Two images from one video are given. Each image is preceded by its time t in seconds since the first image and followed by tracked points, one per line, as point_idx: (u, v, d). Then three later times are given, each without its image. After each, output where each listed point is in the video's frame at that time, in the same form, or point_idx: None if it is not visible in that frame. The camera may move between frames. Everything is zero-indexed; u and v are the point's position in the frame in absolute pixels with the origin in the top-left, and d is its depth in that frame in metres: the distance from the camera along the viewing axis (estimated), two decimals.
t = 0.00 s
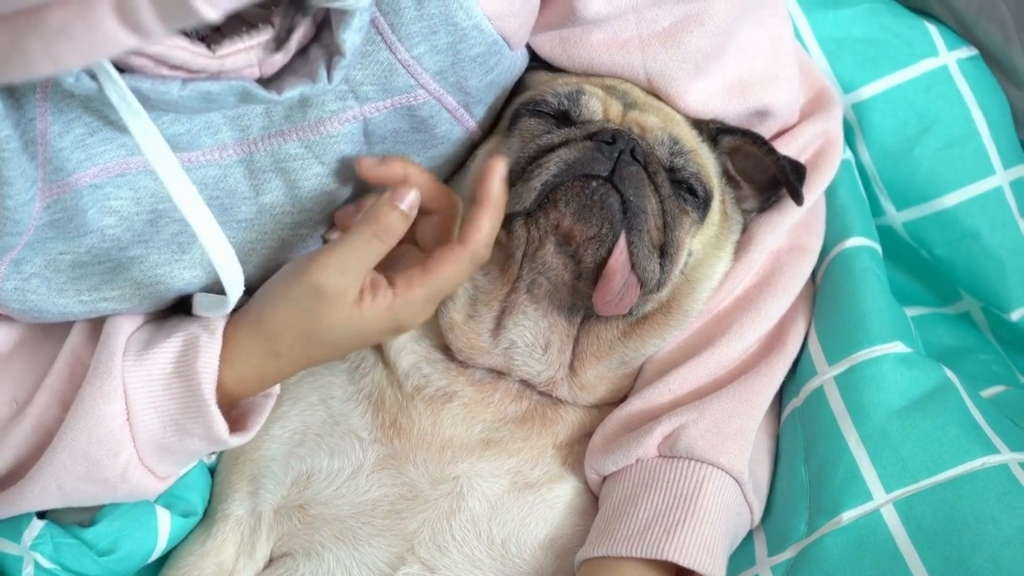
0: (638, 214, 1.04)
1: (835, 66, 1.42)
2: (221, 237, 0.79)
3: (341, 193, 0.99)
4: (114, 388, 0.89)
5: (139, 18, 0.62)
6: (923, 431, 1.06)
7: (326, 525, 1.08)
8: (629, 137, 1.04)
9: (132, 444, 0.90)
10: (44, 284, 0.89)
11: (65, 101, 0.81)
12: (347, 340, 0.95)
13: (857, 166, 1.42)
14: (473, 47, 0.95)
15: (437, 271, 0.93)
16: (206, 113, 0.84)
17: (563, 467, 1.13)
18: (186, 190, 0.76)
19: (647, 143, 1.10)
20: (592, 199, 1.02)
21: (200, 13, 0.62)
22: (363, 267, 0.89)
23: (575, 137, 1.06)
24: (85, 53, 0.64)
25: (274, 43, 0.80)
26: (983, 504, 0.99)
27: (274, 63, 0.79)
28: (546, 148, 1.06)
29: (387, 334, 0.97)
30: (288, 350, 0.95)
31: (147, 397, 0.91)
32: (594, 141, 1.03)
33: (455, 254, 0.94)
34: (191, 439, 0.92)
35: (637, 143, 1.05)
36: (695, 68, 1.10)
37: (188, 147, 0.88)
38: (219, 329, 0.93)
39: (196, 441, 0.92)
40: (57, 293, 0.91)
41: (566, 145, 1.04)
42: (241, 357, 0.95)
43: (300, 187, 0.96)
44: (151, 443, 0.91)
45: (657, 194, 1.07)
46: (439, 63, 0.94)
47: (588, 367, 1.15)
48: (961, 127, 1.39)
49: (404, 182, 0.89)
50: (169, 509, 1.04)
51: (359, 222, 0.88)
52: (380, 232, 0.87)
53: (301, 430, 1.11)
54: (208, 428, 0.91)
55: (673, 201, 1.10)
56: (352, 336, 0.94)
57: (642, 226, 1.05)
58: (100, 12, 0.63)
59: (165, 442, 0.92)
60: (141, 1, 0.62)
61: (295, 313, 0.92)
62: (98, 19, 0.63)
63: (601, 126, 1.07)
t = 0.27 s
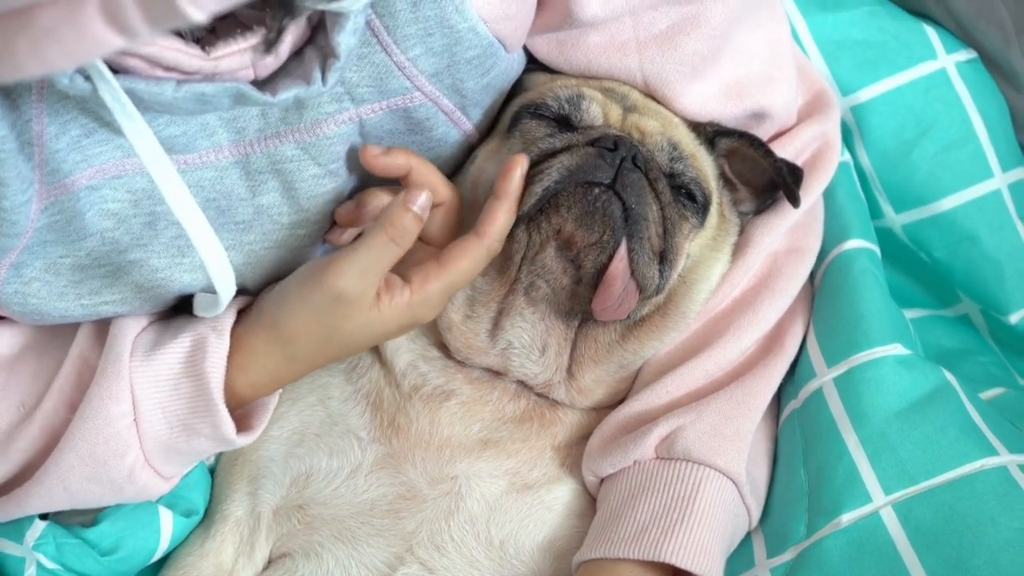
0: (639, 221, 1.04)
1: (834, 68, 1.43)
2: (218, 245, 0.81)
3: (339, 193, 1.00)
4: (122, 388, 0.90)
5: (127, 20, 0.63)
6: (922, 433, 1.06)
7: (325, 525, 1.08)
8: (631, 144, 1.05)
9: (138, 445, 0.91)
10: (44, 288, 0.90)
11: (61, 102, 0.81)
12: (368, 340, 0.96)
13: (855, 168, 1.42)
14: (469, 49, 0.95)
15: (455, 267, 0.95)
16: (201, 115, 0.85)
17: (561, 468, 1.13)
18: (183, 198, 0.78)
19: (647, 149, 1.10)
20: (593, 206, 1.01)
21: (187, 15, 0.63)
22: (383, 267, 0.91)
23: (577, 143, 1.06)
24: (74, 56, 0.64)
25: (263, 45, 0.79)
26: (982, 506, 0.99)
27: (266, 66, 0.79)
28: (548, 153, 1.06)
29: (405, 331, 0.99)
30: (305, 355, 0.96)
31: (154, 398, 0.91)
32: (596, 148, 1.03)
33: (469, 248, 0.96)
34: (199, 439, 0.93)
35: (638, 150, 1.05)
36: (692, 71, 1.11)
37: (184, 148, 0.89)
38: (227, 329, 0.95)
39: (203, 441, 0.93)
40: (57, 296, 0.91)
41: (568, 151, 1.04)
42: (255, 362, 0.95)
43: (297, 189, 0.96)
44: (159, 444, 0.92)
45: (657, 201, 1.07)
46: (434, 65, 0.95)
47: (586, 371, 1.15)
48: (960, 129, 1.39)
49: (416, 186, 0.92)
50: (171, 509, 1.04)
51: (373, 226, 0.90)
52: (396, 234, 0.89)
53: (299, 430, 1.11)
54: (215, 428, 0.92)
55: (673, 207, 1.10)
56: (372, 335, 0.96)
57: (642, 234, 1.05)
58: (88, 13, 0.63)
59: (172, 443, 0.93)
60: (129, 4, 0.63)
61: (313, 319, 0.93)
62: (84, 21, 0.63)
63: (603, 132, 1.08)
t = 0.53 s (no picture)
0: (638, 231, 1.04)
1: (832, 70, 1.43)
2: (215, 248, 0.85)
3: (338, 195, 1.00)
4: (118, 391, 0.90)
5: (127, 23, 0.64)
6: (919, 434, 1.06)
7: (325, 524, 1.08)
8: (629, 154, 1.04)
9: (135, 447, 0.91)
10: (42, 288, 0.90)
11: (61, 104, 0.82)
12: (366, 352, 0.99)
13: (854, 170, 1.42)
14: (468, 51, 0.95)
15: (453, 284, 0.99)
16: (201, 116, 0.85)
17: (561, 468, 1.14)
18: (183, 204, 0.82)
19: (646, 157, 1.11)
20: (594, 218, 1.02)
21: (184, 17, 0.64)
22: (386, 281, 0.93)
23: (576, 154, 1.06)
24: (73, 58, 0.65)
25: (263, 47, 0.80)
26: (979, 506, 0.99)
27: (267, 68, 0.80)
28: (547, 163, 1.07)
29: (401, 346, 1.02)
30: (301, 362, 0.98)
31: (150, 400, 0.92)
32: (595, 158, 1.03)
33: (467, 264, 1.00)
34: (194, 442, 0.93)
35: (637, 158, 1.05)
36: (690, 73, 1.11)
37: (184, 150, 0.89)
38: (224, 333, 0.96)
39: (199, 445, 0.93)
40: (56, 296, 0.91)
41: (567, 162, 1.04)
42: (251, 365, 0.97)
43: (296, 191, 0.96)
44: (154, 447, 0.93)
45: (656, 209, 1.07)
46: (434, 66, 0.95)
47: (585, 375, 1.15)
48: (958, 131, 1.40)
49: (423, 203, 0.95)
50: (169, 508, 1.04)
51: (380, 239, 0.93)
52: (402, 249, 0.92)
53: (299, 430, 1.11)
54: (211, 432, 0.92)
55: (672, 213, 1.10)
56: (369, 346, 0.98)
57: (642, 243, 1.05)
58: (85, 17, 0.63)
59: (167, 446, 0.93)
60: (125, 9, 0.63)
61: (314, 326, 0.95)
62: (83, 23, 0.63)
63: (601, 142, 1.08)
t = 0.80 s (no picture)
0: (640, 234, 1.05)
1: (831, 71, 1.43)
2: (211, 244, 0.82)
3: (338, 197, 1.00)
4: (108, 397, 0.90)
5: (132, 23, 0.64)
6: (918, 435, 1.07)
7: (323, 525, 1.08)
8: (630, 157, 1.05)
9: (125, 453, 0.91)
10: (39, 287, 0.90)
11: (63, 105, 0.81)
12: (356, 359, 0.99)
13: (852, 172, 1.42)
14: (470, 51, 0.95)
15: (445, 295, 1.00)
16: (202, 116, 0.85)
17: (559, 469, 1.14)
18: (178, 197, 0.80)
19: (646, 159, 1.11)
20: (595, 222, 1.02)
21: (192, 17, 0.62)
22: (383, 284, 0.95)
23: (576, 157, 1.06)
24: (78, 57, 0.65)
25: (268, 47, 0.80)
26: (977, 507, 0.99)
27: (271, 67, 0.80)
28: (547, 167, 1.07)
29: (391, 358, 1.02)
30: (290, 365, 0.97)
31: (140, 406, 0.92)
32: (596, 162, 1.03)
33: (458, 274, 1.01)
34: (184, 449, 0.93)
35: (637, 162, 1.05)
36: (690, 73, 1.11)
37: (185, 151, 0.89)
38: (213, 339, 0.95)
39: (188, 451, 0.93)
40: (52, 296, 0.91)
41: (568, 166, 1.05)
42: (237, 367, 0.95)
43: (296, 192, 0.96)
44: (144, 452, 0.92)
45: (657, 212, 1.08)
46: (436, 67, 0.95)
47: (585, 378, 1.16)
48: (957, 132, 1.40)
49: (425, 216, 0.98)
50: (163, 512, 1.04)
51: (381, 242, 0.95)
52: (402, 252, 0.94)
53: (297, 432, 1.12)
54: (199, 439, 0.92)
55: (672, 216, 1.11)
56: (359, 352, 0.98)
57: (643, 246, 1.05)
58: (93, 17, 0.63)
59: (156, 451, 0.93)
60: (133, 8, 0.62)
61: (306, 326, 0.95)
62: (89, 23, 0.63)
63: (601, 144, 1.09)
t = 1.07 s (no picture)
0: (643, 238, 1.05)
1: (831, 72, 1.43)
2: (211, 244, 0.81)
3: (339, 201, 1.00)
4: (91, 393, 0.89)
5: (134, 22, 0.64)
6: (916, 436, 1.07)
7: (323, 527, 1.08)
8: (634, 161, 1.05)
9: (110, 448, 0.91)
10: (36, 287, 0.90)
11: (64, 107, 0.81)
12: (340, 366, 0.97)
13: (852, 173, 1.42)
14: (470, 53, 0.96)
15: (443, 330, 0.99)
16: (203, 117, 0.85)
17: (559, 470, 1.14)
18: (176, 196, 0.79)
19: (649, 162, 1.12)
20: (599, 227, 1.02)
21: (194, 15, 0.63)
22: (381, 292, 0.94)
23: (580, 160, 1.06)
24: (79, 56, 0.65)
25: (270, 46, 0.79)
26: (974, 507, 1.00)
27: (272, 67, 0.80)
28: (552, 170, 1.07)
29: (372, 374, 0.99)
30: (273, 358, 0.95)
31: (124, 401, 0.91)
32: (600, 165, 1.04)
33: (460, 316, 1.01)
34: (169, 443, 0.93)
35: (641, 166, 1.06)
36: (690, 74, 1.11)
37: (185, 152, 0.89)
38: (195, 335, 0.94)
39: (173, 445, 0.93)
40: (48, 295, 0.91)
41: (571, 170, 1.05)
42: (221, 353, 0.94)
43: (296, 195, 0.96)
44: (131, 447, 0.92)
45: (660, 216, 1.08)
46: (437, 68, 0.96)
47: (587, 380, 1.16)
48: (956, 133, 1.40)
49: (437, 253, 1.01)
50: (162, 516, 1.04)
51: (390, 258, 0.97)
52: (409, 267, 0.95)
53: (297, 433, 1.11)
54: (184, 433, 0.92)
55: (674, 220, 1.11)
56: (342, 361, 0.96)
57: (646, 250, 1.06)
58: (93, 14, 0.63)
59: (143, 445, 0.93)
60: (135, 7, 0.63)
61: (296, 317, 0.94)
62: (90, 22, 0.64)
63: (605, 148, 1.09)
